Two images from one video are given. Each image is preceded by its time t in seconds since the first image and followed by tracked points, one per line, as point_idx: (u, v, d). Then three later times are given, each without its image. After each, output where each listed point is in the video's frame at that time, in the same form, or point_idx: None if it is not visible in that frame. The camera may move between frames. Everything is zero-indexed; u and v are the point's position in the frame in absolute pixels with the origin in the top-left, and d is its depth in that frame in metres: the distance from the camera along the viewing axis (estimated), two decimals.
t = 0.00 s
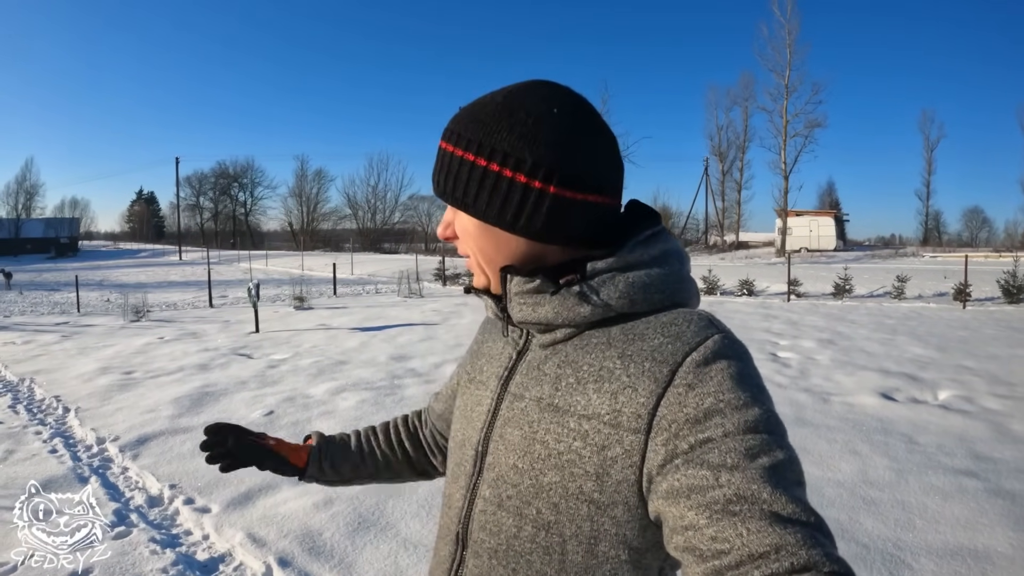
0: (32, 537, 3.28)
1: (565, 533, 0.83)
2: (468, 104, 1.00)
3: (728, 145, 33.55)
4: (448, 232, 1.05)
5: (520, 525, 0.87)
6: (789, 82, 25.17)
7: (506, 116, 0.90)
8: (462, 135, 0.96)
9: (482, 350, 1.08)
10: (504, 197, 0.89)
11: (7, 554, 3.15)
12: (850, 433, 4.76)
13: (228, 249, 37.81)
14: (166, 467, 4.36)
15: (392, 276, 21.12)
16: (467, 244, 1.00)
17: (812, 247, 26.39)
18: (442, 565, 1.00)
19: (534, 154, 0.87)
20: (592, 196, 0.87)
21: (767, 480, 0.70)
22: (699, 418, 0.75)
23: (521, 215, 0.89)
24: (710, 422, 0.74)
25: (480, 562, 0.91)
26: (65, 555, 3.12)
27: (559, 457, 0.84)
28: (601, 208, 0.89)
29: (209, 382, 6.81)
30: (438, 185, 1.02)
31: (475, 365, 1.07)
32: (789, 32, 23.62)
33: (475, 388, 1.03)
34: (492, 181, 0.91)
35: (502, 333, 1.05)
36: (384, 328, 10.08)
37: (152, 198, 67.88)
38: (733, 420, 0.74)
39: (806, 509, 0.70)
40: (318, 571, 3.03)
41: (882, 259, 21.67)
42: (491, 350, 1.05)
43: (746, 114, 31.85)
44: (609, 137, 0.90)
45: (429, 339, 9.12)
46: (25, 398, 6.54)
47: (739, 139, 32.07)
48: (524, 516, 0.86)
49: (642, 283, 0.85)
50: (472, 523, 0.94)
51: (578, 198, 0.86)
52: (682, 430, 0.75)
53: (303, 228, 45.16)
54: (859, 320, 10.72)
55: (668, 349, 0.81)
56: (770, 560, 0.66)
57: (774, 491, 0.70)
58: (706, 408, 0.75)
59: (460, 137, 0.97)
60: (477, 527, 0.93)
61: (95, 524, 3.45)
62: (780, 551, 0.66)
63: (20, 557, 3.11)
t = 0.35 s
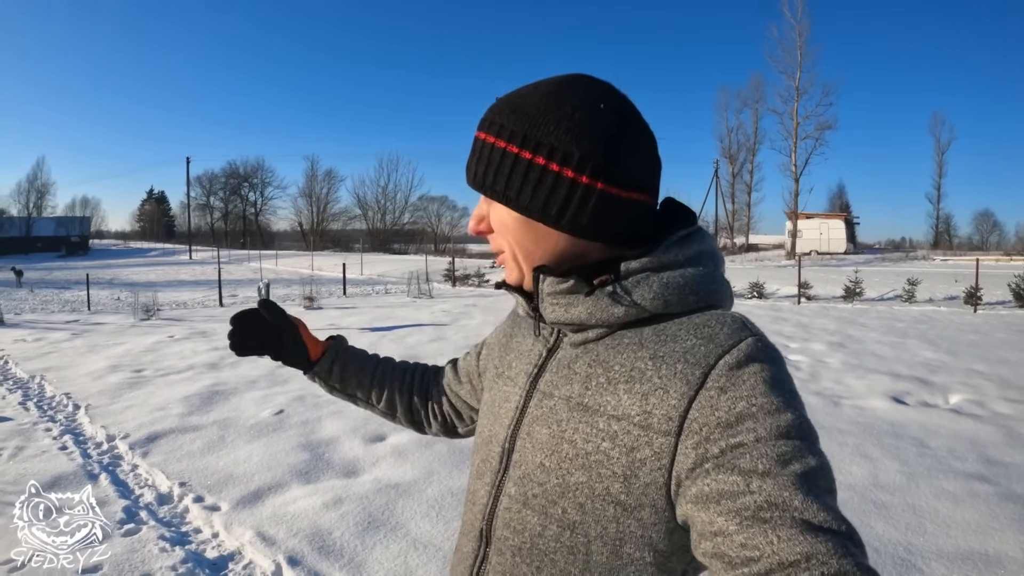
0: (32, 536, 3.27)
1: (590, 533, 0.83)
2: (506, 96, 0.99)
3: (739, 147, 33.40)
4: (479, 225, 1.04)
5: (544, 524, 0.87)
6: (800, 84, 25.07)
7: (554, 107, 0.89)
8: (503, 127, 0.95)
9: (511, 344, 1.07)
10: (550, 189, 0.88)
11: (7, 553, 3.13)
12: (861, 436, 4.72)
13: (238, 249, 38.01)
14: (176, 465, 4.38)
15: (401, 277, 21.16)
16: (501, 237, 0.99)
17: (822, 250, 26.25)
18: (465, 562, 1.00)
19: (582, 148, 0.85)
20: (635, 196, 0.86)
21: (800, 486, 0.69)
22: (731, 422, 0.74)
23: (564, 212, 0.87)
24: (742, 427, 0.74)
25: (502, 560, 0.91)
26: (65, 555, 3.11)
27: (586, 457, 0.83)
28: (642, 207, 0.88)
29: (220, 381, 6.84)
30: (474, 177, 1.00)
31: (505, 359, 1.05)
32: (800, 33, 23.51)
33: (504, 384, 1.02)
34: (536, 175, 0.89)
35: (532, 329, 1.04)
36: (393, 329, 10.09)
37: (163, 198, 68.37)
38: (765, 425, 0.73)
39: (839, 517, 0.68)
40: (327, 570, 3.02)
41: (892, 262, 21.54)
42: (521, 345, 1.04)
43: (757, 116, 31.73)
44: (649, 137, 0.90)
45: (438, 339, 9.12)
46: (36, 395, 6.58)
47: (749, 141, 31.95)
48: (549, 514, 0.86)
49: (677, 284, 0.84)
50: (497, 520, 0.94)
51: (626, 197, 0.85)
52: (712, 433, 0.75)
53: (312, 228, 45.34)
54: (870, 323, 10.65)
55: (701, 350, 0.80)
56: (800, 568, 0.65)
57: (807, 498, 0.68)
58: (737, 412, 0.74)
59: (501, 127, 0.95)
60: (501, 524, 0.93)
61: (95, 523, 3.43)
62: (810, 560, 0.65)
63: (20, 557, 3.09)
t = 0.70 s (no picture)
0: (33, 537, 3.28)
1: (573, 531, 0.84)
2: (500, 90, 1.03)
3: (757, 151, 33.19)
4: (485, 218, 0.99)
5: (529, 523, 0.89)
6: (819, 88, 24.85)
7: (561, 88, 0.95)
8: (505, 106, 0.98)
9: (492, 348, 1.10)
10: (565, 158, 0.90)
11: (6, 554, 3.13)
12: (874, 443, 4.68)
13: (256, 251, 38.43)
14: (189, 463, 4.45)
15: (417, 280, 21.28)
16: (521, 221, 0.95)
17: (840, 254, 25.97)
18: (453, 564, 1.02)
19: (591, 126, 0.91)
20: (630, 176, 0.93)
21: (781, 472, 0.71)
22: (710, 412, 0.77)
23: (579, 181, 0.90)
24: (721, 416, 0.76)
25: (488, 561, 0.93)
26: (65, 554, 3.12)
27: (569, 455, 0.86)
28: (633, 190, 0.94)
29: (235, 381, 6.94)
30: (476, 162, 1.00)
31: (486, 363, 1.08)
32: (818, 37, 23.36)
33: (486, 388, 1.05)
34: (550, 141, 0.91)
35: (512, 332, 1.08)
36: (408, 332, 10.15)
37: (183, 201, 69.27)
38: (744, 414, 0.75)
39: (823, 501, 0.70)
40: (334, 569, 3.06)
41: (911, 267, 21.26)
42: (502, 348, 1.07)
43: (775, 120, 31.49)
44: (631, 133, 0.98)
45: (453, 342, 9.17)
46: (54, 394, 6.72)
47: (768, 145, 31.70)
48: (533, 513, 0.89)
49: (650, 283, 0.89)
50: (482, 522, 0.96)
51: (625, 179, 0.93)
52: (693, 424, 0.77)
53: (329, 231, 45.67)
54: (887, 329, 10.53)
55: (678, 344, 0.83)
56: (785, 552, 0.67)
57: (790, 483, 0.70)
58: (717, 402, 0.77)
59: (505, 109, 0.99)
60: (487, 526, 0.95)
61: (94, 523, 3.42)
62: (796, 543, 0.67)
63: (19, 557, 3.09)
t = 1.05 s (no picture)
0: (33, 537, 3.33)
1: (575, 546, 0.82)
2: (498, 94, 1.02)
3: (777, 155, 32.90)
4: (497, 222, 0.95)
5: (527, 540, 0.86)
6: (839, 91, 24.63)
7: (568, 95, 0.97)
8: (516, 107, 0.97)
9: (478, 359, 1.09)
10: (580, 160, 0.93)
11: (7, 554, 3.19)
12: (891, 452, 4.63)
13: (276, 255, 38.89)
14: (205, 465, 4.52)
15: (437, 286, 21.39)
16: (540, 227, 0.93)
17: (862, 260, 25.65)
18: None
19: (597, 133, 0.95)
20: (631, 187, 1.01)
21: (781, 476, 0.71)
22: (710, 418, 0.78)
23: (597, 190, 0.93)
24: (720, 421, 0.77)
25: None
26: (65, 555, 3.16)
27: (568, 468, 0.85)
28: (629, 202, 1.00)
29: (252, 384, 7.02)
30: (486, 161, 0.97)
31: (471, 376, 1.07)
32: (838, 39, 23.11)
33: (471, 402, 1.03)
34: (571, 149, 0.92)
35: (500, 343, 1.06)
36: (426, 336, 10.20)
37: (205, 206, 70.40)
38: (742, 418, 0.76)
39: (820, 504, 0.71)
40: (342, 571, 3.09)
41: (934, 272, 20.95)
42: (488, 361, 1.06)
43: (795, 125, 31.26)
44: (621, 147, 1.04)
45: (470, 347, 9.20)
46: (75, 395, 6.86)
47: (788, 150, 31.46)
48: (531, 531, 0.86)
49: (645, 294, 0.91)
50: (474, 541, 0.93)
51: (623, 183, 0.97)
52: (693, 430, 0.78)
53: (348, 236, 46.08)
54: (907, 335, 10.39)
55: (674, 351, 0.85)
56: (787, 554, 0.66)
57: (789, 486, 0.70)
58: (715, 407, 0.78)
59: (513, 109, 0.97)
60: (480, 545, 0.91)
61: (94, 524, 3.46)
62: (797, 545, 0.66)
63: (19, 557, 3.15)
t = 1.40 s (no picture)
0: (32, 537, 3.32)
1: (548, 534, 0.82)
2: (517, 68, 1.02)
3: (798, 158, 32.57)
4: (524, 196, 0.92)
5: (498, 531, 0.86)
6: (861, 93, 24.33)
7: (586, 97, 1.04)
8: (547, 83, 0.98)
9: (442, 349, 1.09)
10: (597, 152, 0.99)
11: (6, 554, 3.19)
12: (907, 457, 4.57)
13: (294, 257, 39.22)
14: (218, 462, 4.59)
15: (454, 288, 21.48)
16: (562, 209, 0.93)
17: (883, 263, 25.31)
18: None
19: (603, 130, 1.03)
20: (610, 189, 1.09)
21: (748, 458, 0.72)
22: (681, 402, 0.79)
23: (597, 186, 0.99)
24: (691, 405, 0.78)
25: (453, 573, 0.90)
26: (65, 555, 3.16)
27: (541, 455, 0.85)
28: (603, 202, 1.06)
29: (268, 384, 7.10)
30: (522, 129, 0.94)
31: (437, 366, 1.07)
32: (859, 40, 22.82)
33: (435, 391, 1.04)
34: (594, 139, 0.98)
35: (465, 332, 1.07)
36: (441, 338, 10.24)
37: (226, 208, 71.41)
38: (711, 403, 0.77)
39: (786, 487, 0.72)
40: (349, 568, 3.12)
41: (957, 276, 20.60)
42: (453, 351, 1.07)
43: (816, 127, 30.94)
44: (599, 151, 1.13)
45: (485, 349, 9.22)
46: (93, 392, 6.98)
47: (809, 152, 31.14)
48: (503, 520, 0.86)
49: (616, 283, 0.92)
50: (444, 532, 0.93)
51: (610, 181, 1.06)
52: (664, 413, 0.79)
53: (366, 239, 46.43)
54: (928, 340, 10.24)
55: (646, 335, 0.86)
56: (754, 536, 0.68)
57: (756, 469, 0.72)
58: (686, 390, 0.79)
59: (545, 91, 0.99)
60: (450, 536, 0.91)
61: (95, 524, 3.45)
62: (764, 528, 0.68)
63: (19, 557, 3.14)
